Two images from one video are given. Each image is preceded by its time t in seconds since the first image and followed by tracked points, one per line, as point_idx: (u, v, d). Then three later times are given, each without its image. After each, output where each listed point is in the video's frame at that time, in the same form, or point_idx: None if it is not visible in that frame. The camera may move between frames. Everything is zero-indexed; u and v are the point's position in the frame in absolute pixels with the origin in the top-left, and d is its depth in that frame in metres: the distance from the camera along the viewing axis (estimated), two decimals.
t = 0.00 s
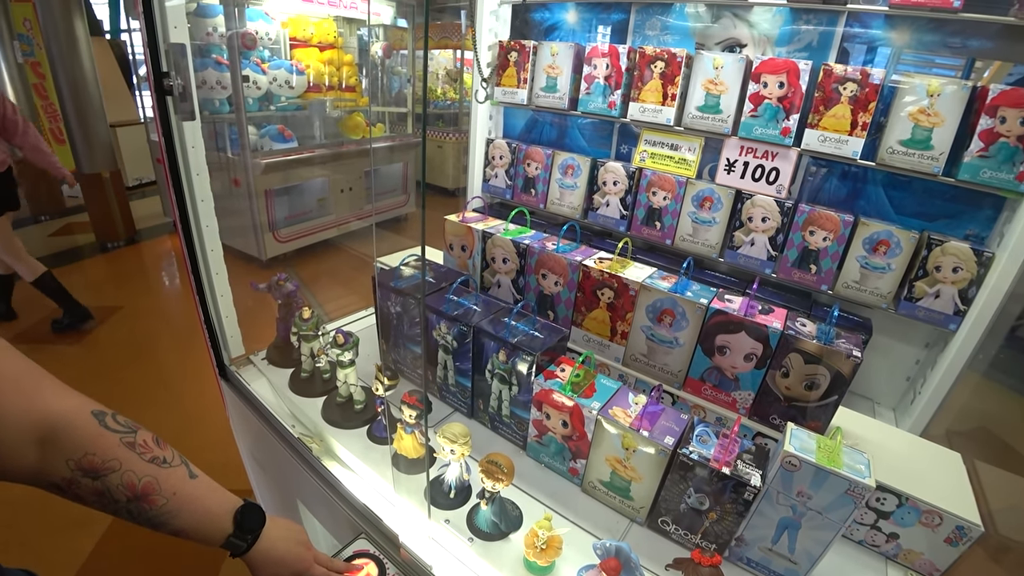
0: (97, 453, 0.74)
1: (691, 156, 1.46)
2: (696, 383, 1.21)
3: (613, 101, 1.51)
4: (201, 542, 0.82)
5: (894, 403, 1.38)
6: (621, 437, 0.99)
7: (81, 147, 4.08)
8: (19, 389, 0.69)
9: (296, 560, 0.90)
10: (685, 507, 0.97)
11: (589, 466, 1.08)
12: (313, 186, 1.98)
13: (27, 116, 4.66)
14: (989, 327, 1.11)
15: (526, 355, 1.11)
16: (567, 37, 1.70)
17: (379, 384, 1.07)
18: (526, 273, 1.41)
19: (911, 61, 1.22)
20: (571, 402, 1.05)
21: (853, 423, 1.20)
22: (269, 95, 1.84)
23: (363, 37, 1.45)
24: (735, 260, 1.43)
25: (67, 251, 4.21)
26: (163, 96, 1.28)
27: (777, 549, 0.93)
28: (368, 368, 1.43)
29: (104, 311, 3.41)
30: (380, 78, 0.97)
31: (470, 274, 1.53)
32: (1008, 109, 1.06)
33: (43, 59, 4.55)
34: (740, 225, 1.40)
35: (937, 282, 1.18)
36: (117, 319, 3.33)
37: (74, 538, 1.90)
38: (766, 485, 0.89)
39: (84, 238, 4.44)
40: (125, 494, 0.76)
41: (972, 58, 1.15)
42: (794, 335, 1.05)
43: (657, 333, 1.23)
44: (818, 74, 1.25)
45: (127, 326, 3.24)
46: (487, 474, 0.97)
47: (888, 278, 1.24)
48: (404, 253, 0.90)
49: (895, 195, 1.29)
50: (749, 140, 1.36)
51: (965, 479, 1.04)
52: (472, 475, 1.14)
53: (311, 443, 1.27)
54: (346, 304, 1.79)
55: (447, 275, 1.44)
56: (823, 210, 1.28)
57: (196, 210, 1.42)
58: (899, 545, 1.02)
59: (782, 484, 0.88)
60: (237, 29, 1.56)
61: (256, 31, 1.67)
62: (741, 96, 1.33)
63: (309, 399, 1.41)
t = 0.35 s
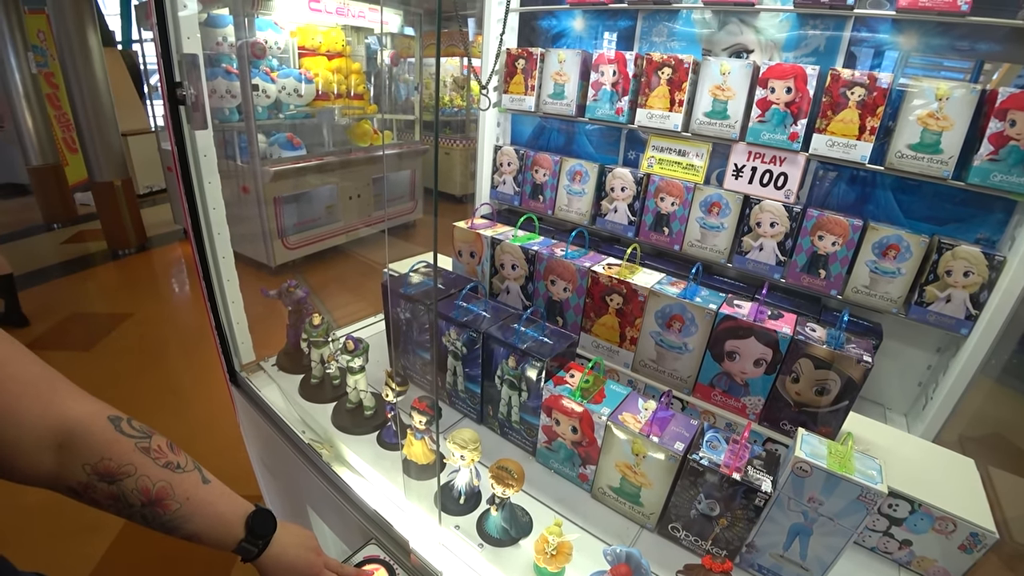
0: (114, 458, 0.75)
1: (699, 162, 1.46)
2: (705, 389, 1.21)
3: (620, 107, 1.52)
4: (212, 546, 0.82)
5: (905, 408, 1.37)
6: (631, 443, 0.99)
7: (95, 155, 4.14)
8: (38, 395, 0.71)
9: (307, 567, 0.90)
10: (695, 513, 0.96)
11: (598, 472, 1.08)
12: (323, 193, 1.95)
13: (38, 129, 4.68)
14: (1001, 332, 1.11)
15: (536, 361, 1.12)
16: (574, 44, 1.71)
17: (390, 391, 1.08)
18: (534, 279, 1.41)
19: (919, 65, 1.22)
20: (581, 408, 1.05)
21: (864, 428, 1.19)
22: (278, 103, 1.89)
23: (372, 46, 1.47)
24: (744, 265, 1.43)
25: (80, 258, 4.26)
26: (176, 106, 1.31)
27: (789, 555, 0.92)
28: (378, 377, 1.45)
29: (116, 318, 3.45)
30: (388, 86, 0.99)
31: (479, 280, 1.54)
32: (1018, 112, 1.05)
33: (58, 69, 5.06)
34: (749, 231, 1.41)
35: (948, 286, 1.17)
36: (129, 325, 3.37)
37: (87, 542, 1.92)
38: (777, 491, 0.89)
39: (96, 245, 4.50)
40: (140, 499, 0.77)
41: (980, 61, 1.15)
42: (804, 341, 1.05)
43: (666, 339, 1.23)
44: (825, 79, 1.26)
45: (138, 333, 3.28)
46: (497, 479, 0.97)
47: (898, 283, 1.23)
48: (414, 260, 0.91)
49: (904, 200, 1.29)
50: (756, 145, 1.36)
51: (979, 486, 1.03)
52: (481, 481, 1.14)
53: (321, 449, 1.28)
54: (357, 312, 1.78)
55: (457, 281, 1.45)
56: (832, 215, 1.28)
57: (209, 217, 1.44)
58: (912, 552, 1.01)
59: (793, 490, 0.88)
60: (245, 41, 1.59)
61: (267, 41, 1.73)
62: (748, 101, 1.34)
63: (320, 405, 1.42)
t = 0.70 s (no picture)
0: (125, 457, 0.76)
1: (706, 166, 1.46)
2: (713, 394, 1.21)
3: (627, 112, 1.52)
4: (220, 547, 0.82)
5: (915, 414, 1.36)
6: (638, 447, 0.99)
7: (106, 160, 4.20)
8: (52, 395, 0.72)
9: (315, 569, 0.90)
10: (703, 518, 0.96)
11: (605, 476, 1.08)
12: (330, 198, 1.96)
13: (51, 132, 4.75)
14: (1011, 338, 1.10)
15: (543, 365, 1.12)
16: (581, 50, 1.72)
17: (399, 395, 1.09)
18: (542, 283, 1.42)
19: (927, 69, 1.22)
20: (588, 412, 1.05)
21: (873, 433, 1.18)
22: (286, 108, 1.90)
23: (380, 51, 1.48)
24: (752, 269, 1.43)
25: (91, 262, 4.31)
26: (188, 111, 1.33)
27: (797, 561, 0.92)
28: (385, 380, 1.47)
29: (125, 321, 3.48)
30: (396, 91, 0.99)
31: (487, 284, 1.55)
32: None
33: (71, 76, 5.15)
34: (757, 235, 1.40)
35: (958, 291, 1.17)
36: (137, 328, 3.40)
37: (96, 541, 1.94)
38: (785, 496, 0.89)
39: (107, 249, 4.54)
40: (150, 499, 0.77)
41: (989, 64, 1.14)
42: (812, 345, 1.04)
43: (674, 343, 1.23)
44: (833, 83, 1.26)
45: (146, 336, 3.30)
46: (504, 482, 0.97)
47: (907, 288, 1.22)
48: (422, 264, 0.92)
49: (913, 204, 1.28)
50: (764, 150, 1.36)
51: (989, 492, 1.02)
52: (488, 484, 1.14)
53: (329, 451, 1.28)
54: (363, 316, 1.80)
55: (464, 285, 1.45)
56: (840, 219, 1.28)
57: (219, 221, 1.45)
58: (922, 558, 1.01)
59: (801, 495, 0.88)
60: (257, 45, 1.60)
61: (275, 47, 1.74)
62: (756, 106, 1.34)
63: (328, 408, 1.43)
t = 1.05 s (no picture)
0: (130, 450, 0.76)
1: (711, 168, 1.46)
2: (716, 395, 1.21)
3: (632, 114, 1.52)
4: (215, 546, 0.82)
5: (919, 418, 1.35)
6: (642, 448, 0.99)
7: (112, 159, 4.22)
8: (57, 390, 0.72)
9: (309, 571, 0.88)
10: (706, 519, 0.96)
11: (608, 477, 1.08)
12: (332, 198, 2.01)
13: (57, 131, 4.78)
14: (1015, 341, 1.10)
15: (547, 365, 1.12)
16: (586, 51, 1.72)
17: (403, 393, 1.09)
18: (546, 284, 1.42)
19: (932, 72, 1.22)
20: (592, 412, 1.05)
21: (877, 437, 1.18)
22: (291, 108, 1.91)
23: (384, 51, 1.48)
24: (756, 271, 1.43)
25: (95, 260, 4.32)
26: (195, 110, 1.34)
27: (800, 563, 0.92)
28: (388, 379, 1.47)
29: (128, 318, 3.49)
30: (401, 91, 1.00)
31: (491, 284, 1.55)
32: None
33: (77, 75, 5.19)
34: (761, 237, 1.40)
35: (963, 294, 1.16)
36: (141, 326, 3.41)
37: (98, 537, 1.94)
38: (789, 497, 0.89)
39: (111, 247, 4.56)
40: (151, 493, 0.77)
41: (995, 68, 1.14)
42: (816, 347, 1.04)
43: (678, 344, 1.23)
44: (838, 86, 1.25)
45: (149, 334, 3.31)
46: (507, 482, 0.97)
47: (911, 291, 1.22)
48: (425, 264, 0.92)
49: (918, 208, 1.28)
50: (769, 152, 1.36)
51: (994, 496, 1.02)
52: (491, 484, 1.15)
53: (332, 450, 1.29)
54: (367, 315, 1.79)
55: (468, 285, 1.46)
56: (845, 221, 1.27)
57: (224, 219, 1.46)
58: (926, 562, 1.00)
59: (805, 497, 0.88)
60: (261, 46, 1.61)
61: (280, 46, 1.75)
62: (761, 108, 1.34)
63: (331, 406, 1.44)
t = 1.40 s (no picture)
0: (104, 465, 0.75)
1: (710, 168, 1.46)
2: (717, 394, 1.21)
3: (632, 114, 1.53)
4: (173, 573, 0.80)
5: (919, 416, 1.35)
6: (643, 447, 1.00)
7: (112, 161, 4.22)
8: (47, 396, 0.72)
9: None
10: (707, 519, 0.96)
11: (609, 476, 1.08)
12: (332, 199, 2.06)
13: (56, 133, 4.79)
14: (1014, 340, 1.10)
15: (547, 365, 1.12)
16: (586, 51, 1.72)
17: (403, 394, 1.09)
18: (546, 284, 1.42)
19: (931, 72, 1.22)
20: (592, 412, 1.06)
21: (877, 436, 1.18)
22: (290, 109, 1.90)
23: (384, 53, 1.49)
24: (756, 271, 1.43)
25: (95, 262, 4.32)
26: (195, 112, 1.34)
27: (801, 562, 0.92)
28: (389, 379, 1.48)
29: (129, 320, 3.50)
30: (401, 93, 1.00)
31: (491, 284, 1.55)
32: None
33: (76, 77, 5.20)
34: (760, 237, 1.41)
35: (962, 293, 1.16)
36: (141, 327, 3.42)
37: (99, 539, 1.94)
38: (789, 496, 0.89)
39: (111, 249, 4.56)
40: (118, 510, 0.76)
41: (993, 67, 1.15)
42: (816, 346, 1.05)
43: (678, 344, 1.23)
44: (837, 85, 1.26)
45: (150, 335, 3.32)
46: (508, 482, 0.98)
47: (911, 290, 1.23)
48: (425, 265, 0.92)
49: (918, 207, 1.28)
50: (768, 152, 1.37)
51: (994, 494, 1.02)
52: (492, 484, 1.15)
53: (333, 450, 1.29)
54: (367, 316, 1.80)
55: (469, 285, 1.46)
56: (844, 221, 1.27)
57: (224, 221, 1.46)
58: (926, 560, 1.01)
59: (806, 496, 0.88)
60: (263, 47, 1.60)
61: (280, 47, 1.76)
62: (760, 108, 1.34)
63: (332, 407, 1.44)
